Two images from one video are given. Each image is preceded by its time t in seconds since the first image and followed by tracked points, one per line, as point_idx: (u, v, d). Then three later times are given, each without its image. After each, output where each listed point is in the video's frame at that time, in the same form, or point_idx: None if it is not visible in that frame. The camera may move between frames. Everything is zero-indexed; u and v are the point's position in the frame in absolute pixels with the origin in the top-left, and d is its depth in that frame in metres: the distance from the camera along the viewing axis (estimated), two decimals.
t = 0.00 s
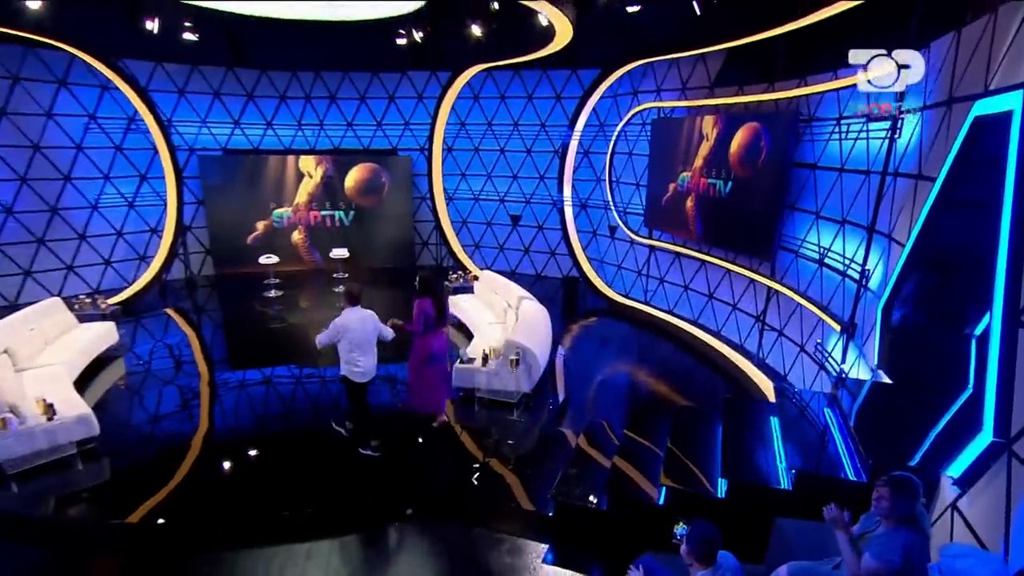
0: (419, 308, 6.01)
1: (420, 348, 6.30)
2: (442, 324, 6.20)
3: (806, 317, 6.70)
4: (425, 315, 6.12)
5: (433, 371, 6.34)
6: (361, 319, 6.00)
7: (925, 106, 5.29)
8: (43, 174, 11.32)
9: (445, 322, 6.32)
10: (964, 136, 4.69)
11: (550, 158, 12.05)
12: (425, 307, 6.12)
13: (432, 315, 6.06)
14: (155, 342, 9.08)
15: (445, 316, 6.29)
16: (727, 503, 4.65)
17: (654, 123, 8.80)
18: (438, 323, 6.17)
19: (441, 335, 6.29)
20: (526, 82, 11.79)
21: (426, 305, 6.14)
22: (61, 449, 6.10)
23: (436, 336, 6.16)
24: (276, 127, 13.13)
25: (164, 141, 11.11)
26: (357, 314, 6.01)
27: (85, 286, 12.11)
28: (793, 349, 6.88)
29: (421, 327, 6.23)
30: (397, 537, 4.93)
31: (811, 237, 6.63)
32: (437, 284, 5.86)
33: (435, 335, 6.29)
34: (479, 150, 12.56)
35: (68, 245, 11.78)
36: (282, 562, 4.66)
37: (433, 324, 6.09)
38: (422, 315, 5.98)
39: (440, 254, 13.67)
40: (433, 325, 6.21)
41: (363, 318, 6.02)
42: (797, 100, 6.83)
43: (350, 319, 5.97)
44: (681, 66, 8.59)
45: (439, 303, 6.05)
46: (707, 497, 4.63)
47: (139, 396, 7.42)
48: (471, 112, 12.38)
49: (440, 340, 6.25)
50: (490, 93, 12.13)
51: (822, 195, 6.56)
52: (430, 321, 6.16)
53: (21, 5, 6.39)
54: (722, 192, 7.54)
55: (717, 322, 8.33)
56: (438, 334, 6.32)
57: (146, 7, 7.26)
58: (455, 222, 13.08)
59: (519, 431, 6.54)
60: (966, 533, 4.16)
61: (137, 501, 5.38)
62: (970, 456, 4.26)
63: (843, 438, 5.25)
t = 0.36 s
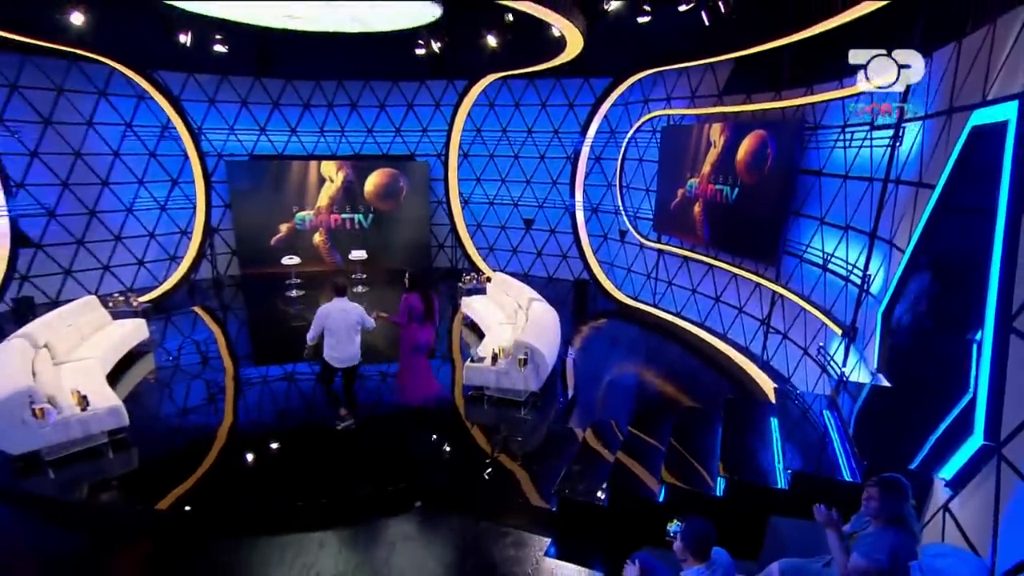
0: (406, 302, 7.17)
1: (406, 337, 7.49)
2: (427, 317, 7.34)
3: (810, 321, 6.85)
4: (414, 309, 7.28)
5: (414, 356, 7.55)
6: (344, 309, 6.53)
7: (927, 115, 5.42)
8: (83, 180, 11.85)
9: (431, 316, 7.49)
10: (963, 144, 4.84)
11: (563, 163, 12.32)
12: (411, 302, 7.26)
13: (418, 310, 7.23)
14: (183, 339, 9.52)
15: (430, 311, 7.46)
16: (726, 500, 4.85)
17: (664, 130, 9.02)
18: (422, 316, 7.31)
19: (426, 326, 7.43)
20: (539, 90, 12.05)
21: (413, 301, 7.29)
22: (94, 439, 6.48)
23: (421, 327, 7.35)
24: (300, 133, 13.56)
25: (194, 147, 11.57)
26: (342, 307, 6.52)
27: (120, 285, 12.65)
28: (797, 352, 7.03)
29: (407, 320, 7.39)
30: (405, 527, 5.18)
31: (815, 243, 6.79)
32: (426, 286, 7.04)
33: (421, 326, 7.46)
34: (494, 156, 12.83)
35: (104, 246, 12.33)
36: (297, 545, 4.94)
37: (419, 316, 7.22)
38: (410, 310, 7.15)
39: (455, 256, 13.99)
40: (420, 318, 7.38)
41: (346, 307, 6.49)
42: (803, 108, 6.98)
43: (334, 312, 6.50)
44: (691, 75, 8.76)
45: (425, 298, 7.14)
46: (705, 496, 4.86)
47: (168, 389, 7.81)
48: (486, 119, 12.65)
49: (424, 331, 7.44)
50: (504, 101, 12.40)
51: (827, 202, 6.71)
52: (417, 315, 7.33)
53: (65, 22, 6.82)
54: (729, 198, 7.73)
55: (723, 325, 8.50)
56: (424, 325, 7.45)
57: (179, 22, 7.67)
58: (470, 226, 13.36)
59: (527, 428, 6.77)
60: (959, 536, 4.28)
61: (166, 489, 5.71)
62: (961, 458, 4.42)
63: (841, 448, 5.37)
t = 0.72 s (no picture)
0: (393, 296, 7.51)
1: (396, 331, 7.76)
2: (415, 309, 7.66)
3: (806, 324, 7.02)
4: (402, 303, 7.64)
5: (405, 350, 7.79)
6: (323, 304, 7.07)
7: (918, 123, 5.56)
8: (109, 184, 12.30)
9: (418, 310, 7.76)
10: (949, 152, 5.03)
11: (569, 168, 12.49)
12: (399, 296, 7.63)
13: (404, 303, 7.58)
14: (202, 336, 9.90)
15: (417, 305, 7.74)
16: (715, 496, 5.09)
17: (665, 138, 9.38)
18: (410, 310, 7.65)
19: (415, 319, 7.73)
20: (546, 97, 12.30)
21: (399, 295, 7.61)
22: (114, 431, 6.80)
23: (408, 320, 7.62)
24: (315, 139, 13.93)
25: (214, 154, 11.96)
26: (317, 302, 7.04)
27: (143, 285, 13.10)
28: (793, 353, 7.22)
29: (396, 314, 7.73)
30: (408, 520, 5.53)
31: (812, 247, 6.96)
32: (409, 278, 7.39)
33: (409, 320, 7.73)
34: (502, 161, 13.11)
35: (129, 247, 12.75)
36: (306, 534, 5.31)
37: (407, 309, 7.56)
38: (394, 302, 7.47)
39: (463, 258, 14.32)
40: (406, 311, 7.67)
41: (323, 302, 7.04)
42: (801, 116, 7.15)
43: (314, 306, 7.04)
44: (692, 82, 8.99)
45: (410, 291, 7.53)
46: (698, 492, 5.10)
47: (188, 385, 8.17)
48: (494, 125, 12.93)
49: (412, 325, 7.69)
50: (512, 107, 12.68)
51: (823, 207, 6.88)
52: (404, 308, 7.63)
53: (95, 36, 7.20)
54: (729, 203, 8.04)
55: (723, 326, 8.71)
56: (412, 319, 7.75)
57: (201, 34, 8.03)
58: (478, 229, 13.66)
59: (530, 425, 7.01)
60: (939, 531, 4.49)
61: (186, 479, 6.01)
62: (941, 459, 4.65)
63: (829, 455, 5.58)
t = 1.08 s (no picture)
0: (392, 289, 7.54)
1: (393, 319, 7.88)
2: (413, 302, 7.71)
3: (805, 327, 7.23)
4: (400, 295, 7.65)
5: (402, 337, 7.96)
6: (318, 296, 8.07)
7: (914, 131, 5.68)
8: (138, 188, 12.77)
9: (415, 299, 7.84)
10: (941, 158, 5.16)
11: (577, 173, 12.78)
12: (398, 288, 7.64)
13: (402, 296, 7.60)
14: (223, 334, 10.30)
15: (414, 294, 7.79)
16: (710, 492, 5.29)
17: (670, 144, 9.69)
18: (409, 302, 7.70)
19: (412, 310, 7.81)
20: (555, 104, 12.58)
21: (398, 288, 7.63)
22: (137, 423, 7.15)
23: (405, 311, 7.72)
24: (332, 144, 14.33)
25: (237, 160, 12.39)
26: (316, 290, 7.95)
27: (168, 284, 13.56)
28: (793, 354, 7.41)
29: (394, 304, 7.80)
30: (415, 512, 5.82)
31: (811, 252, 7.13)
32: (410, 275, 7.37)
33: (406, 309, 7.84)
34: (512, 166, 13.39)
35: (155, 248, 13.22)
36: (316, 527, 5.58)
37: (405, 301, 7.61)
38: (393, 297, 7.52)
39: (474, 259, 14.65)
40: (404, 302, 7.74)
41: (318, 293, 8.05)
42: (803, 122, 7.30)
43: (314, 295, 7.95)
44: (697, 90, 9.35)
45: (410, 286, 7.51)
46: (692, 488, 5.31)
47: (209, 379, 8.54)
48: (504, 131, 13.23)
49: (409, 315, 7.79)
50: (522, 114, 12.97)
51: (822, 212, 7.03)
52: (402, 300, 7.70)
53: (125, 49, 7.61)
54: (731, 208, 8.28)
55: (725, 328, 8.95)
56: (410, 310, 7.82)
57: (225, 46, 8.42)
58: (489, 231, 13.96)
59: (535, 421, 7.26)
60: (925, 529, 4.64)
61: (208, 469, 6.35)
62: (927, 460, 4.81)
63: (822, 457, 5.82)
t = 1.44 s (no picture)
0: (399, 285, 8.18)
1: (401, 313, 8.52)
2: (420, 297, 8.33)
3: (813, 330, 7.35)
4: (406, 290, 8.30)
5: (406, 330, 8.61)
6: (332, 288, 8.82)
7: (922, 137, 5.77)
8: (173, 191, 13.33)
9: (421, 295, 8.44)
10: (945, 165, 5.25)
11: (591, 178, 12.96)
12: (405, 284, 8.28)
13: (409, 292, 8.24)
14: (250, 330, 10.73)
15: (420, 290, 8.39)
16: (713, 490, 5.47)
17: (683, 150, 9.87)
18: (415, 297, 8.34)
19: (418, 305, 8.45)
20: (571, 111, 12.83)
21: (405, 283, 8.24)
22: (167, 413, 7.55)
23: (411, 305, 8.34)
24: (356, 149, 14.75)
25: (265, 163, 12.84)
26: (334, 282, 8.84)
27: (199, 282, 14.09)
28: (801, 357, 7.54)
29: (403, 298, 8.43)
30: (426, 504, 6.07)
31: (819, 257, 7.23)
32: (415, 272, 7.98)
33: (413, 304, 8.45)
34: (529, 170, 13.65)
35: (187, 248, 13.77)
36: (331, 517, 5.83)
37: (411, 296, 8.26)
38: (401, 292, 8.15)
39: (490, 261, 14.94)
40: (411, 297, 8.37)
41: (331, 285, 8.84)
42: (813, 129, 7.41)
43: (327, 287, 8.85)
44: (710, 97, 9.42)
45: (417, 282, 8.14)
46: (695, 485, 5.49)
47: (236, 373, 8.95)
48: (522, 136, 13.50)
49: (415, 309, 8.42)
50: (540, 120, 13.23)
51: (832, 218, 7.13)
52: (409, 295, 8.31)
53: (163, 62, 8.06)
54: (741, 213, 8.44)
55: (735, 331, 9.09)
56: (416, 305, 8.46)
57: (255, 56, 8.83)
58: (505, 234, 14.22)
59: (546, 419, 7.50)
60: (922, 530, 4.76)
61: (235, 458, 6.72)
62: (923, 462, 4.92)
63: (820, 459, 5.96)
